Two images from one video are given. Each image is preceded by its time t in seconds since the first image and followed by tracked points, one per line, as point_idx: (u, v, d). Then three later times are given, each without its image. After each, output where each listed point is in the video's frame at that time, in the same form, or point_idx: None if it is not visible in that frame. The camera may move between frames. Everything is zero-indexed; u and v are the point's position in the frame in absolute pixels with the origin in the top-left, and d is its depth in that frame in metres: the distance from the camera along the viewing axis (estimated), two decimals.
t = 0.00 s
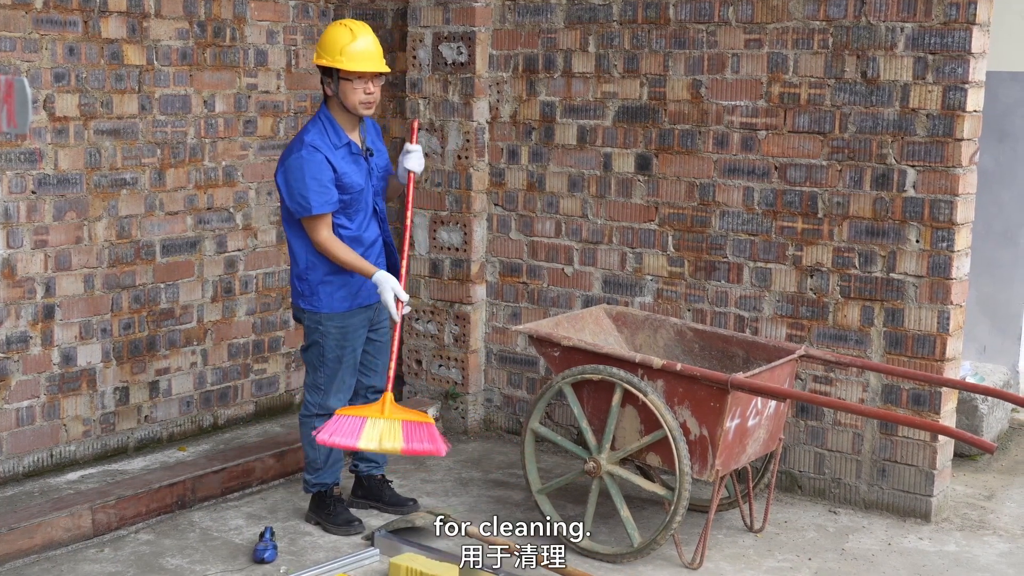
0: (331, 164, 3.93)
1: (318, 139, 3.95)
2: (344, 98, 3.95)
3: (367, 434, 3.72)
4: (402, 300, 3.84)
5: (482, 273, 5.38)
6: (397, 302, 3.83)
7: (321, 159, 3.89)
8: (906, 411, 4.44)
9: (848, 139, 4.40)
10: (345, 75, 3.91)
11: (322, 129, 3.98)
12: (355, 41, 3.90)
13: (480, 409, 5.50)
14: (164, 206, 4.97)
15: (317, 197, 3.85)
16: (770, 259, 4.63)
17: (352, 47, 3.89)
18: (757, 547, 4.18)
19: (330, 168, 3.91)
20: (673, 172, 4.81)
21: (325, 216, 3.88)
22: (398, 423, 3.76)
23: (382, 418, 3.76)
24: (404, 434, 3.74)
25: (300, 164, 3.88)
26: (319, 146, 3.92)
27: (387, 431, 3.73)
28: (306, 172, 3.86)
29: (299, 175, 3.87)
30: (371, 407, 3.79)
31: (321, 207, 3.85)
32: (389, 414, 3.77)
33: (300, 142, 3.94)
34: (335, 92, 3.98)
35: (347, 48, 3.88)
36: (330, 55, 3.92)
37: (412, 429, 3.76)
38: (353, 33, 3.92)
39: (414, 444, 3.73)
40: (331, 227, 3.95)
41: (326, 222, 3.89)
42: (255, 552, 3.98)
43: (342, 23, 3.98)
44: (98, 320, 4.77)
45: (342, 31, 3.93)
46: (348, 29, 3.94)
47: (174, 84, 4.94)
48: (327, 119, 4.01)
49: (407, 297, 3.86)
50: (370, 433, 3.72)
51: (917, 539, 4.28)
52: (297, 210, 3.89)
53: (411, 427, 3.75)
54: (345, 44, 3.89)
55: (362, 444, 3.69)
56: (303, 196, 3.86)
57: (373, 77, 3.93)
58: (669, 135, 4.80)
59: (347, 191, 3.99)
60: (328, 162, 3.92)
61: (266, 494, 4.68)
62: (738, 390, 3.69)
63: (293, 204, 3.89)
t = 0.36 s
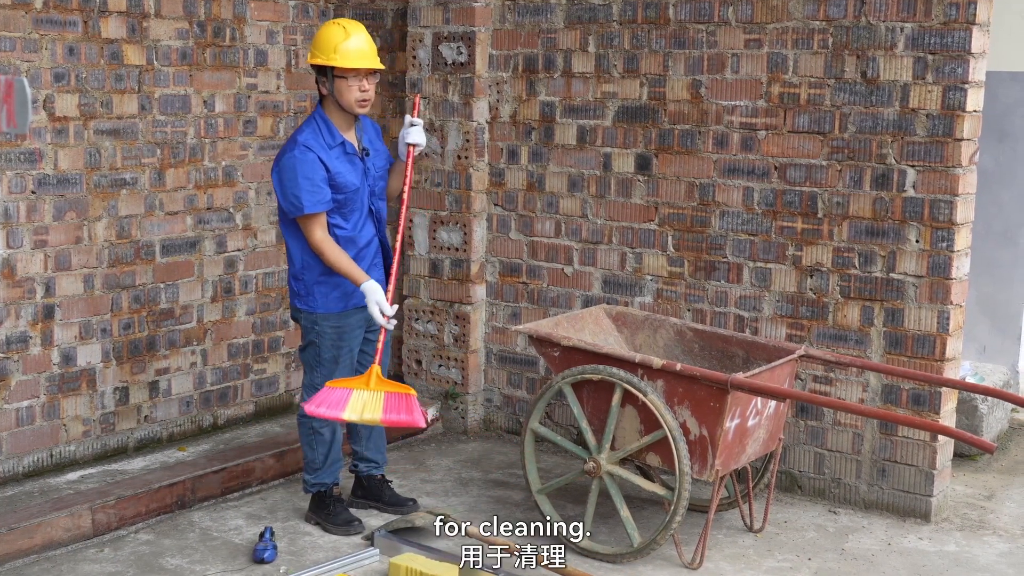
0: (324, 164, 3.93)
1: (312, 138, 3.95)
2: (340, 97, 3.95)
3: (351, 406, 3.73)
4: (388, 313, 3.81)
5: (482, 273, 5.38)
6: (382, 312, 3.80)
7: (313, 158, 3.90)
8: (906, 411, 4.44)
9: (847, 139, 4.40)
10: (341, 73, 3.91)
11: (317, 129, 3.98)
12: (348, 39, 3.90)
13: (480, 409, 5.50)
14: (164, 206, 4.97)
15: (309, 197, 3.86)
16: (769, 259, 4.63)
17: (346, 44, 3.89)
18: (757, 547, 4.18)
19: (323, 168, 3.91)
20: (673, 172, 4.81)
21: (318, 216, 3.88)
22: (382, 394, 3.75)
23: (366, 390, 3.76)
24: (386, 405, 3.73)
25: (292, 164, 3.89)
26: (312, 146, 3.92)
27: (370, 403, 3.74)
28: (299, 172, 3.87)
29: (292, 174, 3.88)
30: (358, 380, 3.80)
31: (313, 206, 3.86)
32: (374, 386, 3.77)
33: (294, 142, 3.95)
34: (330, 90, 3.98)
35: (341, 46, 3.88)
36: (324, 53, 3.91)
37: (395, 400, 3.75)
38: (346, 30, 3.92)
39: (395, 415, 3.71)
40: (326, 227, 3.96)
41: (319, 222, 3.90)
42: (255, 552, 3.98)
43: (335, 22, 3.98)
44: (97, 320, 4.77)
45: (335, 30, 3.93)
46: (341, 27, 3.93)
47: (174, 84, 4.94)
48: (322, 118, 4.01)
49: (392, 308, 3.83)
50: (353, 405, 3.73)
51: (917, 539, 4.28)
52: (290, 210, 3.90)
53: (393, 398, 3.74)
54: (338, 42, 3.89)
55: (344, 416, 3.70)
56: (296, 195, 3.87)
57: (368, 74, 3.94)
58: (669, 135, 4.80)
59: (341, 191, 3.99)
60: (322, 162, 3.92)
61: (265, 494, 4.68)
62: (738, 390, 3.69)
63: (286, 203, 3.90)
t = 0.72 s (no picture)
0: (325, 164, 3.93)
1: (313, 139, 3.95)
2: (339, 98, 3.95)
3: (336, 411, 3.73)
4: (377, 325, 3.82)
5: (482, 273, 5.38)
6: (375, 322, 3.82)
7: (314, 159, 3.89)
8: (905, 411, 4.44)
9: (847, 139, 4.40)
10: (340, 75, 3.91)
11: (317, 129, 3.97)
12: (347, 40, 3.90)
13: (479, 409, 5.50)
14: (163, 206, 4.97)
15: (310, 197, 3.86)
16: (769, 259, 4.63)
17: (345, 46, 3.89)
18: (756, 547, 4.18)
19: (324, 168, 3.91)
20: (673, 172, 4.81)
21: (319, 217, 3.88)
22: (367, 402, 3.76)
23: (352, 396, 3.77)
24: (370, 413, 3.74)
25: (292, 165, 3.88)
26: (313, 146, 3.92)
27: (355, 409, 3.74)
28: (300, 173, 3.87)
29: (292, 175, 3.88)
30: (343, 386, 3.81)
31: (314, 207, 3.86)
32: (359, 393, 3.78)
33: (294, 143, 3.94)
34: (329, 92, 3.98)
35: (340, 47, 3.88)
36: (323, 54, 3.91)
37: (380, 408, 3.76)
38: (345, 32, 3.92)
39: (379, 424, 3.73)
40: (326, 227, 3.95)
41: (319, 224, 3.90)
42: (254, 552, 3.98)
43: (334, 22, 3.97)
44: (97, 320, 4.77)
45: (335, 32, 3.92)
46: (339, 28, 3.93)
47: (174, 84, 4.94)
48: (322, 118, 4.00)
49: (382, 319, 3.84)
50: (338, 411, 3.73)
51: (916, 539, 4.28)
52: (291, 210, 3.90)
53: (379, 406, 3.75)
54: (338, 44, 3.88)
55: (330, 422, 3.70)
56: (296, 196, 3.87)
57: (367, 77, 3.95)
58: (669, 135, 4.81)
59: (342, 191, 3.99)
60: (322, 164, 3.92)
61: (265, 494, 4.68)
62: (737, 390, 3.69)
63: (286, 204, 3.90)
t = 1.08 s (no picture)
0: (324, 165, 3.93)
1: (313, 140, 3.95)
2: (340, 100, 3.95)
3: (356, 404, 3.74)
4: (388, 314, 3.83)
5: (481, 273, 5.38)
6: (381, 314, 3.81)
7: (314, 159, 3.89)
8: (905, 411, 4.44)
9: (847, 139, 4.40)
10: (341, 77, 3.92)
11: (317, 130, 3.98)
12: (351, 43, 3.90)
13: (479, 409, 5.50)
14: (163, 206, 4.97)
15: (309, 197, 3.86)
16: (769, 259, 4.63)
17: (349, 49, 3.89)
18: (756, 547, 4.18)
19: (323, 168, 3.91)
20: (673, 172, 4.81)
21: (317, 217, 3.88)
22: (386, 392, 3.76)
23: (370, 387, 3.77)
24: (390, 403, 3.74)
25: (292, 165, 3.88)
26: (313, 146, 3.92)
27: (375, 400, 3.74)
28: (299, 173, 3.87)
29: (292, 175, 3.88)
30: (362, 377, 3.81)
31: (313, 207, 3.86)
32: (378, 383, 3.78)
33: (294, 143, 3.94)
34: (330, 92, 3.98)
35: (343, 49, 3.88)
36: (326, 56, 3.91)
37: (400, 397, 3.75)
38: (349, 35, 3.92)
39: (400, 413, 3.73)
40: (325, 227, 3.96)
41: (319, 223, 3.90)
42: (254, 551, 3.98)
43: (338, 24, 3.98)
44: (97, 320, 4.77)
45: (339, 35, 3.92)
46: (343, 30, 3.93)
47: (174, 84, 4.94)
48: (321, 119, 4.01)
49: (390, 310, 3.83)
50: (358, 403, 3.74)
51: (916, 540, 4.28)
52: (290, 210, 3.90)
53: (398, 395, 3.74)
54: (341, 46, 3.89)
55: (350, 414, 3.71)
56: (296, 196, 3.87)
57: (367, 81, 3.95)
58: (668, 135, 4.81)
59: (341, 192, 3.99)
60: (322, 163, 3.92)
61: (265, 494, 4.68)
62: (737, 390, 3.68)
63: (286, 204, 3.90)
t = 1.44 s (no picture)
0: (321, 167, 3.93)
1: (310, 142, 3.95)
2: (340, 108, 3.95)
3: (379, 387, 3.73)
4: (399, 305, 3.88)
5: (481, 274, 5.38)
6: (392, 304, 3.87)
7: (311, 162, 3.89)
8: (904, 411, 4.44)
9: (846, 139, 4.40)
10: (346, 89, 3.91)
11: (313, 132, 3.98)
12: (365, 58, 3.89)
13: (478, 409, 5.50)
14: (162, 206, 4.97)
15: (306, 200, 3.86)
16: (769, 259, 4.63)
17: (361, 62, 3.88)
18: (755, 547, 4.18)
19: (319, 170, 3.91)
20: (673, 172, 4.81)
21: (314, 219, 3.88)
22: (408, 375, 3.77)
23: (391, 370, 3.77)
24: (412, 386, 3.76)
25: (289, 167, 3.88)
26: (309, 149, 3.92)
27: (398, 384, 3.75)
28: (295, 175, 3.86)
29: (289, 177, 3.87)
30: (382, 360, 3.81)
31: (310, 209, 3.86)
32: (399, 366, 3.79)
33: (290, 145, 3.94)
34: (332, 97, 3.97)
35: (355, 61, 3.87)
36: (334, 63, 3.89)
37: (423, 381, 3.77)
38: (363, 46, 3.90)
39: (423, 398, 3.74)
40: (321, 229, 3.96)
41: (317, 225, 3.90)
42: (253, 551, 3.98)
43: (352, 31, 3.95)
44: (97, 320, 4.77)
45: (352, 46, 3.90)
46: (357, 40, 3.91)
47: (173, 84, 4.94)
48: (318, 121, 4.01)
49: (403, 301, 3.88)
50: (381, 386, 3.73)
51: (916, 540, 4.28)
52: (287, 212, 3.89)
53: (421, 380, 3.76)
54: (353, 56, 3.87)
55: (375, 398, 3.71)
56: (293, 199, 3.87)
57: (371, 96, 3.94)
58: (668, 136, 4.81)
59: (337, 193, 3.99)
60: (319, 166, 3.92)
61: (264, 494, 4.68)
62: (736, 390, 3.68)
63: (283, 206, 3.89)
